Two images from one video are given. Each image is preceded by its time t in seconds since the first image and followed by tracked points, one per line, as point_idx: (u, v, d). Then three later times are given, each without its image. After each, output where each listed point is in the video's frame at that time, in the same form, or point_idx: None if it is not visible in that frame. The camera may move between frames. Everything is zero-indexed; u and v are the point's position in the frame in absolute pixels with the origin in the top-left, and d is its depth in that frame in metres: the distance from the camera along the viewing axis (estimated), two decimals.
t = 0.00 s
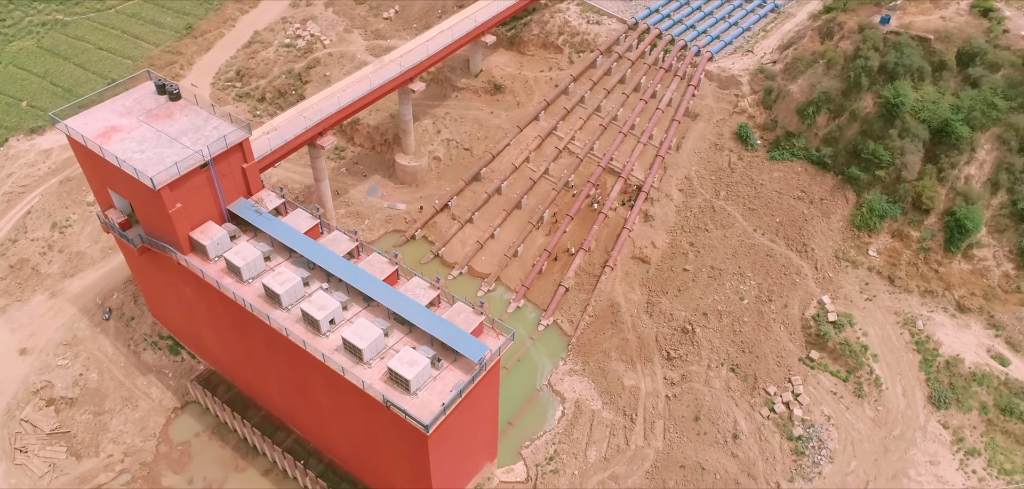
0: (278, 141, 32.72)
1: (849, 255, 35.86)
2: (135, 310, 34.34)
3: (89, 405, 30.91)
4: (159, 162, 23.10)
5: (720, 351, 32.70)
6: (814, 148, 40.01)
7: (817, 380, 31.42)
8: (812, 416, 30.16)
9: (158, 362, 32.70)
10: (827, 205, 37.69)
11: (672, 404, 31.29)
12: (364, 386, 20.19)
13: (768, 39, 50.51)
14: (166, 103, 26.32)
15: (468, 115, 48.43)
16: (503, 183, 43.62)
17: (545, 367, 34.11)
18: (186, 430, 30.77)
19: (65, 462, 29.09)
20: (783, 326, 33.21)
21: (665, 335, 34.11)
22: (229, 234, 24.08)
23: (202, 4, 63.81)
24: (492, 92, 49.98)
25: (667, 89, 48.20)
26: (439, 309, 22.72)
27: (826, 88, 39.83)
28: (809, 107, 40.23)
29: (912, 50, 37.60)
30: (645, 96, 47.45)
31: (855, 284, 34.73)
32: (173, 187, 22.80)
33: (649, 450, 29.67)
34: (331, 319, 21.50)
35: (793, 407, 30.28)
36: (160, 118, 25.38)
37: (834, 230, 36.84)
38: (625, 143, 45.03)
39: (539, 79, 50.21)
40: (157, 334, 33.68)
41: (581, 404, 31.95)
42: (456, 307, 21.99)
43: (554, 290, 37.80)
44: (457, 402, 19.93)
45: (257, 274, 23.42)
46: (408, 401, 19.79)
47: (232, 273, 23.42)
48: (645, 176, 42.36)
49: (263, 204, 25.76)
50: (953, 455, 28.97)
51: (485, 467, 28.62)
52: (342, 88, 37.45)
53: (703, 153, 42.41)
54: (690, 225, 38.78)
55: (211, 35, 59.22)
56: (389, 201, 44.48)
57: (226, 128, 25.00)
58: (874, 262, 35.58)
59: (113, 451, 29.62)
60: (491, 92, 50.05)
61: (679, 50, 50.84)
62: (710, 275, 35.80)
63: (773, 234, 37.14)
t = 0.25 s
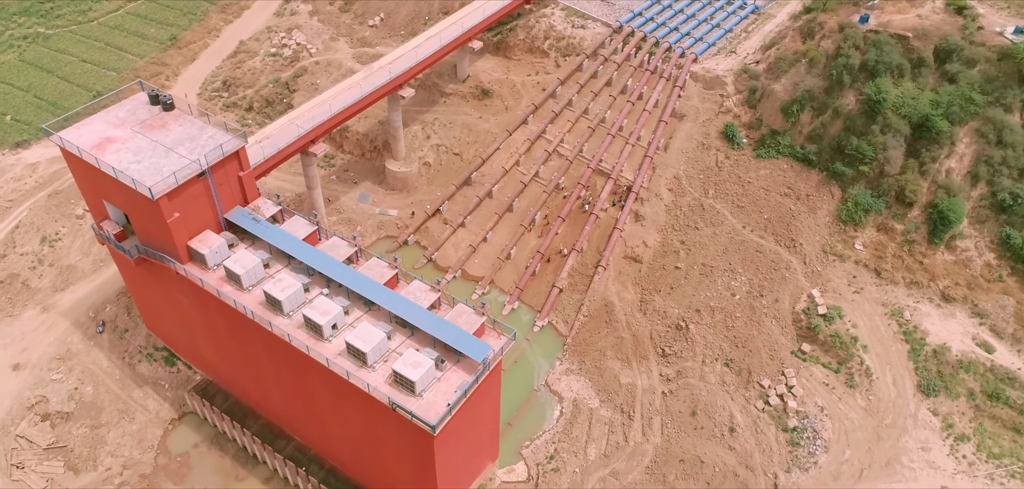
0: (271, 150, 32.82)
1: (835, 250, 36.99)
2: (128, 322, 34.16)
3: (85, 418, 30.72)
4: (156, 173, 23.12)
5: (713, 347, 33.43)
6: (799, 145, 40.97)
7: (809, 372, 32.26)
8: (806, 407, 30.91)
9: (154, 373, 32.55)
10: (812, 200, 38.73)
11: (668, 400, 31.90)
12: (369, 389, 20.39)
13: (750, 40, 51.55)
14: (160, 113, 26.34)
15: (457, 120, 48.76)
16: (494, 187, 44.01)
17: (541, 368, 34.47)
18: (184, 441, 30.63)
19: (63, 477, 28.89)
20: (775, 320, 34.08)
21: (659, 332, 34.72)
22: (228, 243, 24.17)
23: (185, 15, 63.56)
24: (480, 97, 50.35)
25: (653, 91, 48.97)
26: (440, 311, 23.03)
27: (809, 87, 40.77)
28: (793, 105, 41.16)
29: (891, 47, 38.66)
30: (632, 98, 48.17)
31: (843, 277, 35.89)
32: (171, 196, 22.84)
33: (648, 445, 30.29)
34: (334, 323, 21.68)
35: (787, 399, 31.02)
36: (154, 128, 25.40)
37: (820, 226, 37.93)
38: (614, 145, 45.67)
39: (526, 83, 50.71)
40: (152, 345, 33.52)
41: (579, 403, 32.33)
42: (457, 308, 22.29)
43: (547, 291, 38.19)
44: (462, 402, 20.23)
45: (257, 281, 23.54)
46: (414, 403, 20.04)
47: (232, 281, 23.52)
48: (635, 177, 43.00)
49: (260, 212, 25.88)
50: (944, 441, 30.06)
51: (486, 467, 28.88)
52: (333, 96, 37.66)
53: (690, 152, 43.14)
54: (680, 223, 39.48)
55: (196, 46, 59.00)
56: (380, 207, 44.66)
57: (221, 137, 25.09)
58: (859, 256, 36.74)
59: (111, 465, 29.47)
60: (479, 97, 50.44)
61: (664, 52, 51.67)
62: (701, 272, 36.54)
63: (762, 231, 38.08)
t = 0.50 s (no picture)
0: (264, 158, 32.91)
1: (823, 244, 37.78)
2: (122, 335, 33.95)
3: (81, 432, 30.52)
4: (153, 182, 23.13)
5: (706, 342, 34.02)
6: (784, 143, 41.88)
7: (801, 365, 32.93)
8: (799, 399, 31.57)
9: (149, 385, 32.37)
10: (799, 197, 39.57)
11: (664, 396, 32.43)
12: (373, 392, 20.59)
13: (732, 42, 52.60)
14: (153, 123, 26.34)
15: (445, 126, 49.07)
16: (485, 191, 44.37)
17: (538, 368, 34.77)
18: (182, 452, 30.46)
19: None
20: (766, 314, 34.78)
21: (653, 329, 35.27)
22: (226, 251, 24.25)
23: (168, 26, 63.29)
24: (468, 102, 50.71)
25: (639, 92, 49.71)
26: (441, 314, 23.31)
27: (792, 86, 41.71)
28: (777, 104, 42.06)
29: (870, 46, 39.72)
30: (619, 100, 48.84)
31: (831, 271, 36.69)
32: (169, 206, 22.89)
33: (646, 442, 30.75)
34: (335, 328, 21.85)
35: (780, 392, 31.65)
36: (148, 139, 25.41)
37: (807, 221, 38.71)
38: (602, 146, 46.27)
39: (513, 88, 51.19)
40: (147, 357, 33.36)
41: (576, 402, 32.67)
42: (458, 310, 22.58)
43: (541, 292, 38.57)
44: (466, 402, 20.52)
45: (257, 288, 23.65)
46: (419, 404, 20.29)
47: (231, 289, 23.60)
48: (623, 178, 43.58)
49: (256, 220, 25.98)
50: (933, 428, 30.88)
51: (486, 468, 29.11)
52: (323, 103, 37.84)
53: (677, 152, 43.87)
54: (670, 222, 40.13)
55: (180, 56, 58.77)
56: (371, 213, 44.80)
57: (217, 146, 25.17)
58: (846, 250, 37.57)
59: (109, 478, 29.29)
60: (466, 102, 50.79)
61: (648, 55, 52.50)
62: (692, 270, 37.19)
63: (750, 228, 38.82)
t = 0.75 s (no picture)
0: (255, 168, 32.91)
1: (807, 239, 38.69)
2: (114, 349, 33.69)
3: (77, 448, 30.26)
4: (148, 194, 23.14)
5: (698, 338, 34.66)
6: (766, 141, 42.83)
7: (791, 357, 33.69)
8: (791, 390, 32.26)
9: (144, 398, 32.14)
10: (782, 193, 40.47)
11: (659, 392, 32.97)
12: (377, 395, 20.79)
13: (712, 44, 53.67)
14: (145, 135, 26.32)
15: (432, 132, 49.39)
16: (474, 195, 44.73)
17: (533, 368, 35.13)
18: (179, 464, 30.28)
19: None
20: (755, 309, 35.51)
21: (645, 327, 35.85)
22: (222, 260, 24.31)
23: (148, 38, 62.87)
24: (453, 108, 51.05)
25: (623, 95, 50.49)
26: (440, 316, 23.59)
27: (772, 86, 42.71)
28: (758, 103, 43.02)
29: (848, 45, 40.84)
30: (603, 103, 49.56)
31: (816, 264, 37.58)
32: (165, 217, 22.92)
33: (643, 438, 31.22)
34: (336, 333, 22.03)
35: (772, 384, 32.32)
36: (141, 150, 25.40)
37: (791, 217, 39.59)
38: (588, 149, 46.90)
39: (498, 93, 51.68)
40: (140, 370, 33.12)
41: (573, 401, 33.06)
42: (458, 312, 22.89)
43: (533, 294, 38.97)
44: (470, 402, 20.80)
45: (255, 297, 23.75)
46: (423, 405, 20.53)
47: (230, 298, 23.67)
48: (611, 179, 44.22)
49: (252, 228, 26.07)
50: (921, 414, 31.76)
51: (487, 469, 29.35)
52: (311, 111, 38.01)
53: (663, 152, 44.64)
54: (658, 221, 40.82)
55: (162, 68, 58.41)
56: (361, 220, 44.92)
57: (211, 156, 25.24)
58: (829, 244, 38.53)
59: None
60: (452, 108, 51.16)
61: (631, 58, 53.37)
62: (682, 267, 37.84)
63: (736, 224, 39.60)
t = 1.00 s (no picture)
0: (246, 177, 33.00)
1: (793, 234, 39.53)
2: (106, 362, 33.43)
3: (72, 463, 30.03)
4: (144, 205, 23.17)
5: (690, 334, 35.24)
6: (749, 140, 43.67)
7: (781, 350, 34.39)
8: (782, 383, 32.93)
9: (138, 411, 31.89)
10: (767, 190, 41.30)
11: (653, 388, 33.47)
12: (380, 398, 21.00)
13: (694, 45, 54.61)
14: (137, 146, 26.29)
15: (420, 138, 49.64)
16: (464, 200, 45.02)
17: (528, 369, 35.44)
18: (177, 476, 30.07)
19: None
20: (745, 304, 36.19)
21: (638, 325, 36.37)
22: (219, 269, 24.37)
23: (130, 50, 62.38)
24: (440, 114, 51.35)
25: (608, 97, 51.17)
26: (439, 319, 23.87)
27: (754, 85, 43.61)
28: (742, 102, 43.86)
29: (827, 44, 41.91)
30: (589, 106, 50.18)
31: (802, 259, 38.41)
32: (162, 227, 22.96)
33: (640, 434, 31.69)
34: (337, 338, 22.21)
35: (764, 377, 32.98)
36: (134, 161, 25.39)
37: (776, 213, 40.42)
38: (576, 151, 47.44)
39: (485, 97, 52.09)
40: (134, 383, 32.89)
41: (569, 400, 33.42)
42: (458, 314, 23.18)
43: (526, 296, 39.30)
44: (473, 402, 21.10)
45: (254, 304, 23.86)
46: (427, 407, 20.79)
47: (228, 306, 23.74)
48: (599, 180, 44.77)
49: (247, 237, 26.15)
50: (909, 402, 32.61)
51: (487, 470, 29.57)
52: (300, 120, 38.16)
53: (649, 153, 45.32)
54: (647, 221, 41.43)
55: (145, 80, 58.02)
56: (351, 227, 45.00)
57: (205, 165, 25.30)
58: (814, 239, 39.39)
59: None
60: (439, 114, 51.46)
61: (615, 61, 54.12)
62: (672, 265, 38.43)
63: (723, 222, 40.33)
